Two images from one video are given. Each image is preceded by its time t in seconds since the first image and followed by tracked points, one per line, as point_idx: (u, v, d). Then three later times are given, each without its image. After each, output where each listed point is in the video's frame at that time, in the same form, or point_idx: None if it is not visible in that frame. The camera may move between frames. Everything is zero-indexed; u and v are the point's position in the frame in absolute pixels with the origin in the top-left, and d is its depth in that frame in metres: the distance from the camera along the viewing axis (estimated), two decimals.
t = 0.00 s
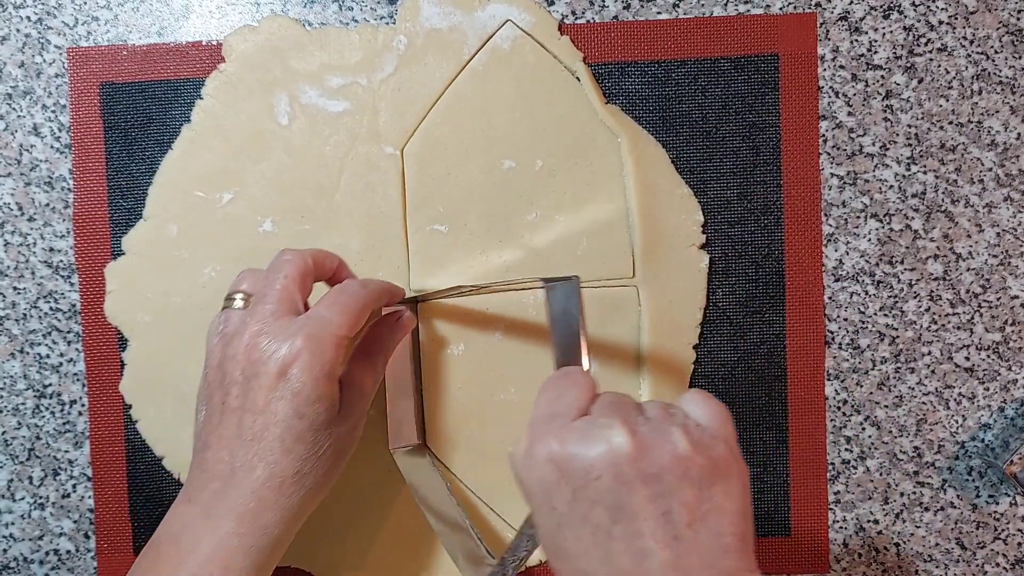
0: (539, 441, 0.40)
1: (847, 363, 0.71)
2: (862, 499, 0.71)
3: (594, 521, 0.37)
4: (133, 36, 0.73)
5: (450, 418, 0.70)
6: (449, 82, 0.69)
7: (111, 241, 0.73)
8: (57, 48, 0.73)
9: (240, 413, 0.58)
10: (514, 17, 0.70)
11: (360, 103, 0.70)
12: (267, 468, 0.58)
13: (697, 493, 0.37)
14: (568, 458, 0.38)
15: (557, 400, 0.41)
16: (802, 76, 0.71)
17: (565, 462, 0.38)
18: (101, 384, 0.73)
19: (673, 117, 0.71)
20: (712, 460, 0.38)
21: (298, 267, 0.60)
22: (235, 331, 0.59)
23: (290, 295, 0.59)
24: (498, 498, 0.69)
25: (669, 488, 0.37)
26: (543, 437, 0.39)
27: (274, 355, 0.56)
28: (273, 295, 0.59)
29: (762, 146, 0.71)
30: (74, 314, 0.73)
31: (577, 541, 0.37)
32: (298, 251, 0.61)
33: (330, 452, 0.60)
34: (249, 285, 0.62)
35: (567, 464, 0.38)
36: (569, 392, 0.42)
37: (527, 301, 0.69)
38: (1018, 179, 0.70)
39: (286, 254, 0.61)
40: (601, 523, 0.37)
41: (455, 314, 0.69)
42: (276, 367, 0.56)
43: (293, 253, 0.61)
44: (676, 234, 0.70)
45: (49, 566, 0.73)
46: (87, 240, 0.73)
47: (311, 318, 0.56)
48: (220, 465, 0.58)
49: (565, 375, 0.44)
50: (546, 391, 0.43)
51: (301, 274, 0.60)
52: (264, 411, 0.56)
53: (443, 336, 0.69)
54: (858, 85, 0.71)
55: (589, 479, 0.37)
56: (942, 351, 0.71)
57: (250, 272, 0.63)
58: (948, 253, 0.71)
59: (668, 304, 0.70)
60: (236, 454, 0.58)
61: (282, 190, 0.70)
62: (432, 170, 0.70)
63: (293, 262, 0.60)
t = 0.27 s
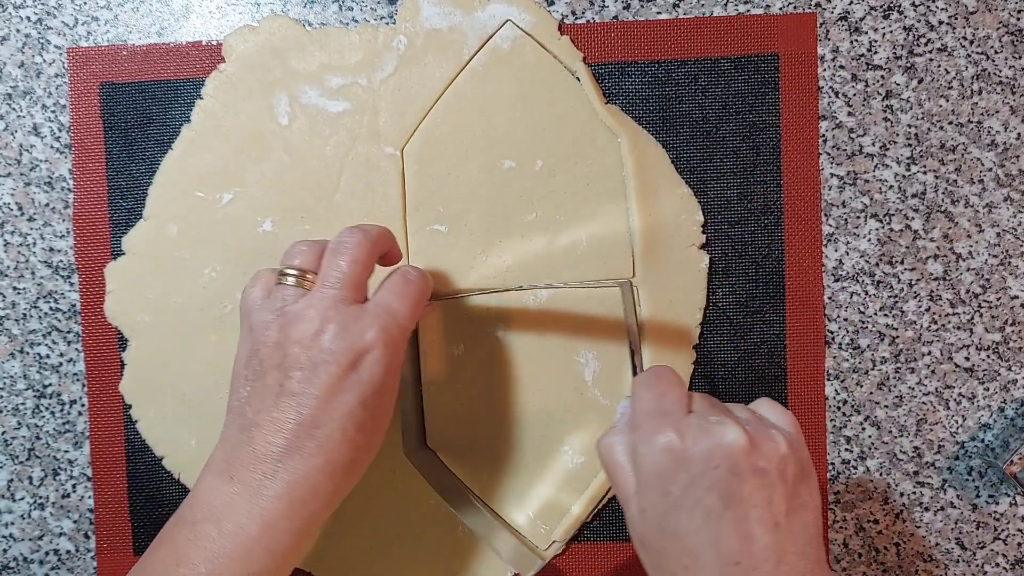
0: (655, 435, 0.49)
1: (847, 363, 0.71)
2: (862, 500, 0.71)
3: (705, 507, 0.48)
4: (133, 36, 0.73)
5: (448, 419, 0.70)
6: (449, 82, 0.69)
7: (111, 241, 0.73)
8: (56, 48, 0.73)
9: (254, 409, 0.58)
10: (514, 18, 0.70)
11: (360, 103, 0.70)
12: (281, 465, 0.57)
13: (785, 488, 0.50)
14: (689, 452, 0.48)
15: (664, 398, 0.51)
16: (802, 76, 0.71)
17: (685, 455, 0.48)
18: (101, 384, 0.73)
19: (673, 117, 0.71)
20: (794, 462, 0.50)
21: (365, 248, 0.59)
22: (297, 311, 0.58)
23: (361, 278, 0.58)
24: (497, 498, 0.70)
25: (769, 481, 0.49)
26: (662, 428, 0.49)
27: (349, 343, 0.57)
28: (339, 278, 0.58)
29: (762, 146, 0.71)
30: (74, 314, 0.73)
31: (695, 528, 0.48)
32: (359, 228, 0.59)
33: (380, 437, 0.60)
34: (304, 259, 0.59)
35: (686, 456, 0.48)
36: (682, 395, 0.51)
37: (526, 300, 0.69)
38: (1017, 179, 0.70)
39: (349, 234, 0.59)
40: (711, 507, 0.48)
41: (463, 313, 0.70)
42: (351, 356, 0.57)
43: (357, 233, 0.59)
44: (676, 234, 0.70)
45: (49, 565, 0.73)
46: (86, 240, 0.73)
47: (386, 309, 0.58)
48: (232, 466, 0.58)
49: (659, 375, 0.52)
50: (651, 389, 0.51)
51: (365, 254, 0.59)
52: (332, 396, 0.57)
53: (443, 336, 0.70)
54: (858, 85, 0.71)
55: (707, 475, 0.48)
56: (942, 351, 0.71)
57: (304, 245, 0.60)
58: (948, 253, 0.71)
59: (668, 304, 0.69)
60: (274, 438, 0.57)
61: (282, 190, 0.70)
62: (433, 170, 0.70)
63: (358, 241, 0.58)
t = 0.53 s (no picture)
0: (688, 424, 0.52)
1: (847, 363, 0.71)
2: (862, 500, 0.71)
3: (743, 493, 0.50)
4: (133, 36, 0.73)
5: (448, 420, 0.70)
6: (449, 82, 0.69)
7: (111, 241, 0.73)
8: (56, 48, 0.73)
9: (259, 411, 0.58)
10: (514, 18, 0.70)
11: (360, 103, 0.70)
12: (292, 467, 0.57)
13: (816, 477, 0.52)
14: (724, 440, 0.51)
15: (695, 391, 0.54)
16: (802, 76, 0.71)
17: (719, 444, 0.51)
18: (101, 384, 0.73)
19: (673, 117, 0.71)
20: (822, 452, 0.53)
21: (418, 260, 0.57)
22: (346, 323, 0.56)
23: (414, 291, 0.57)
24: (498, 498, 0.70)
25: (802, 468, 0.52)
26: (701, 417, 0.52)
27: (404, 361, 0.56)
28: (389, 290, 0.56)
29: (762, 146, 0.71)
30: (74, 314, 0.73)
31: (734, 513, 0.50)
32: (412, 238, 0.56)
33: (412, 447, 0.59)
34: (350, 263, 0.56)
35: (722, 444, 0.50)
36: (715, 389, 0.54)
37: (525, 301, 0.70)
38: (1018, 179, 0.70)
39: (400, 242, 0.56)
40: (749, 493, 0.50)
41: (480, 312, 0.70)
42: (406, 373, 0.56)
43: (411, 244, 0.56)
44: (676, 234, 0.70)
45: (49, 565, 0.73)
46: (86, 240, 0.73)
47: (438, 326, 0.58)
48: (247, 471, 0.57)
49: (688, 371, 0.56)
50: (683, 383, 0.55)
51: (415, 266, 0.56)
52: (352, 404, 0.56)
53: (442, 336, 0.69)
54: (858, 85, 0.71)
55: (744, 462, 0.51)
56: (942, 351, 0.71)
57: (351, 248, 0.57)
58: (948, 253, 0.71)
59: (669, 304, 0.70)
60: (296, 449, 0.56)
61: (282, 190, 0.70)
62: (433, 170, 0.70)
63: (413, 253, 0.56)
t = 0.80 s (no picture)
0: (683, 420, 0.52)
1: (847, 363, 0.71)
2: (862, 499, 0.71)
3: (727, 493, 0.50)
4: (133, 36, 0.73)
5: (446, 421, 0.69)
6: (449, 81, 0.69)
7: (111, 241, 0.73)
8: (56, 48, 0.73)
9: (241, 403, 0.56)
10: (514, 17, 0.70)
11: (360, 103, 0.70)
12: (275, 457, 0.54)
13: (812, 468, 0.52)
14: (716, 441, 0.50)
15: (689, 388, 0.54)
16: (802, 76, 0.71)
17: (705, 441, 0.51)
18: (101, 384, 0.73)
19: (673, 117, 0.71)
20: (816, 444, 0.53)
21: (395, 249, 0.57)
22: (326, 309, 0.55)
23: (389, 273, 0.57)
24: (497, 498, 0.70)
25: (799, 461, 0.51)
26: (698, 412, 0.51)
27: (385, 344, 0.55)
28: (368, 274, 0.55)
29: (762, 146, 0.71)
30: (74, 314, 0.73)
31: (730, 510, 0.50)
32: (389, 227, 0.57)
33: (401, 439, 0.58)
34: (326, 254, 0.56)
35: (718, 438, 0.50)
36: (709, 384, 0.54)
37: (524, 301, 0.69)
38: (1018, 179, 0.70)
39: (379, 230, 0.57)
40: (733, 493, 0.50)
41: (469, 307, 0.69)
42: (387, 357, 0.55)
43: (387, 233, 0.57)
44: (676, 233, 0.70)
45: (49, 565, 0.73)
46: (86, 240, 0.73)
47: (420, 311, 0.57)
48: (230, 462, 0.55)
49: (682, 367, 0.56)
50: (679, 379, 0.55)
51: (394, 254, 0.57)
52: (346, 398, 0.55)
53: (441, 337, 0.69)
54: (858, 85, 0.71)
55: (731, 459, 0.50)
56: (942, 351, 0.71)
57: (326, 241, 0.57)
58: (947, 253, 0.71)
59: (668, 304, 0.69)
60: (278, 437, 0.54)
61: (282, 190, 0.70)
62: (432, 170, 0.69)
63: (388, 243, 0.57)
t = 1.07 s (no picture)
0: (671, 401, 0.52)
1: (847, 363, 0.71)
2: (862, 499, 0.71)
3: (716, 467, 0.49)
4: (133, 36, 0.73)
5: (444, 422, 0.69)
6: (449, 81, 0.69)
7: (111, 241, 0.73)
8: (56, 48, 0.73)
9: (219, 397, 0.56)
10: (514, 17, 0.70)
11: (359, 103, 0.70)
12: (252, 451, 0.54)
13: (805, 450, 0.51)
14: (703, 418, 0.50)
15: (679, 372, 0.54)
16: (802, 76, 0.71)
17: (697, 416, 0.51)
18: (101, 384, 0.73)
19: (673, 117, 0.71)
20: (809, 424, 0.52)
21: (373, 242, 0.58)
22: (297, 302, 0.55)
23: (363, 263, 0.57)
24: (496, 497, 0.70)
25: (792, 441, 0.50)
26: (682, 396, 0.51)
27: (355, 335, 0.54)
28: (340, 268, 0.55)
29: (762, 146, 0.71)
30: (74, 314, 0.73)
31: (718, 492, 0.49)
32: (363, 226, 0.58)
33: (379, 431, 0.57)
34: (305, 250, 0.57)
35: (704, 423, 0.50)
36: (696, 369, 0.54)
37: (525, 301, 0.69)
38: (1018, 179, 0.70)
39: (351, 227, 0.57)
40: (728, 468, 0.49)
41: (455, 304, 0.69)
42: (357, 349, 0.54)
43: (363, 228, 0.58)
44: (676, 233, 0.70)
45: (49, 565, 0.73)
46: (86, 240, 0.73)
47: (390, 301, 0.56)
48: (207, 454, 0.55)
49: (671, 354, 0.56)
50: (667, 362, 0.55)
51: (369, 248, 0.57)
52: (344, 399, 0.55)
53: (441, 337, 0.69)
54: (858, 85, 0.71)
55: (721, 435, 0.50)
56: (942, 351, 0.71)
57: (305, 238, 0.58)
58: (948, 253, 0.71)
59: (668, 304, 0.69)
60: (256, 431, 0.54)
61: (282, 190, 0.70)
62: (433, 170, 0.69)
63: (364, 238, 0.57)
